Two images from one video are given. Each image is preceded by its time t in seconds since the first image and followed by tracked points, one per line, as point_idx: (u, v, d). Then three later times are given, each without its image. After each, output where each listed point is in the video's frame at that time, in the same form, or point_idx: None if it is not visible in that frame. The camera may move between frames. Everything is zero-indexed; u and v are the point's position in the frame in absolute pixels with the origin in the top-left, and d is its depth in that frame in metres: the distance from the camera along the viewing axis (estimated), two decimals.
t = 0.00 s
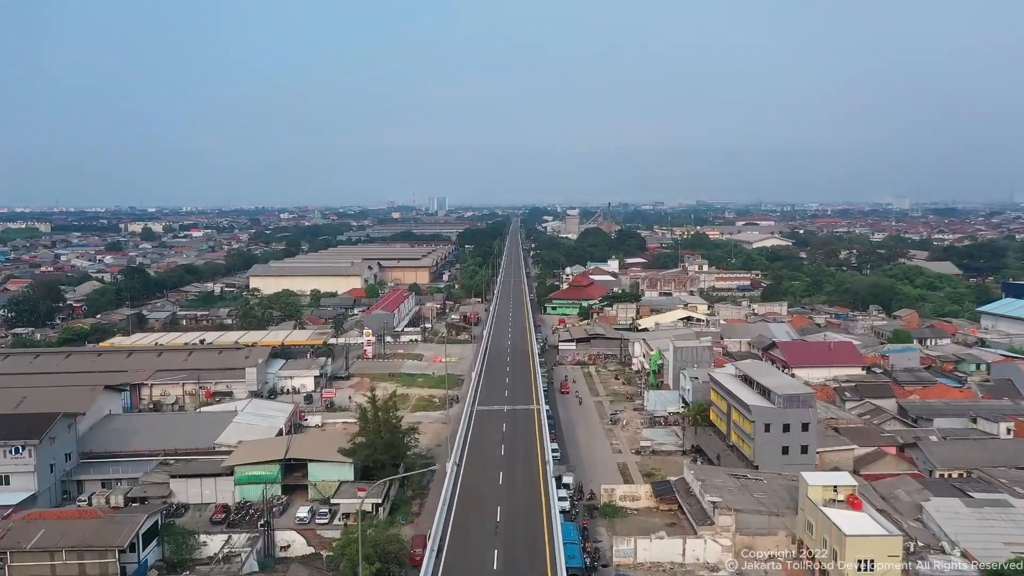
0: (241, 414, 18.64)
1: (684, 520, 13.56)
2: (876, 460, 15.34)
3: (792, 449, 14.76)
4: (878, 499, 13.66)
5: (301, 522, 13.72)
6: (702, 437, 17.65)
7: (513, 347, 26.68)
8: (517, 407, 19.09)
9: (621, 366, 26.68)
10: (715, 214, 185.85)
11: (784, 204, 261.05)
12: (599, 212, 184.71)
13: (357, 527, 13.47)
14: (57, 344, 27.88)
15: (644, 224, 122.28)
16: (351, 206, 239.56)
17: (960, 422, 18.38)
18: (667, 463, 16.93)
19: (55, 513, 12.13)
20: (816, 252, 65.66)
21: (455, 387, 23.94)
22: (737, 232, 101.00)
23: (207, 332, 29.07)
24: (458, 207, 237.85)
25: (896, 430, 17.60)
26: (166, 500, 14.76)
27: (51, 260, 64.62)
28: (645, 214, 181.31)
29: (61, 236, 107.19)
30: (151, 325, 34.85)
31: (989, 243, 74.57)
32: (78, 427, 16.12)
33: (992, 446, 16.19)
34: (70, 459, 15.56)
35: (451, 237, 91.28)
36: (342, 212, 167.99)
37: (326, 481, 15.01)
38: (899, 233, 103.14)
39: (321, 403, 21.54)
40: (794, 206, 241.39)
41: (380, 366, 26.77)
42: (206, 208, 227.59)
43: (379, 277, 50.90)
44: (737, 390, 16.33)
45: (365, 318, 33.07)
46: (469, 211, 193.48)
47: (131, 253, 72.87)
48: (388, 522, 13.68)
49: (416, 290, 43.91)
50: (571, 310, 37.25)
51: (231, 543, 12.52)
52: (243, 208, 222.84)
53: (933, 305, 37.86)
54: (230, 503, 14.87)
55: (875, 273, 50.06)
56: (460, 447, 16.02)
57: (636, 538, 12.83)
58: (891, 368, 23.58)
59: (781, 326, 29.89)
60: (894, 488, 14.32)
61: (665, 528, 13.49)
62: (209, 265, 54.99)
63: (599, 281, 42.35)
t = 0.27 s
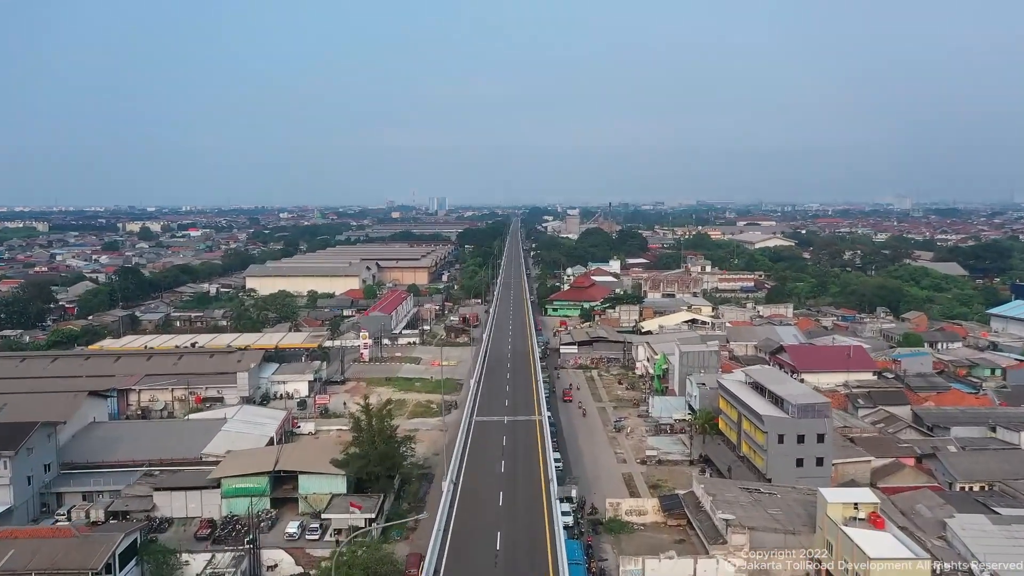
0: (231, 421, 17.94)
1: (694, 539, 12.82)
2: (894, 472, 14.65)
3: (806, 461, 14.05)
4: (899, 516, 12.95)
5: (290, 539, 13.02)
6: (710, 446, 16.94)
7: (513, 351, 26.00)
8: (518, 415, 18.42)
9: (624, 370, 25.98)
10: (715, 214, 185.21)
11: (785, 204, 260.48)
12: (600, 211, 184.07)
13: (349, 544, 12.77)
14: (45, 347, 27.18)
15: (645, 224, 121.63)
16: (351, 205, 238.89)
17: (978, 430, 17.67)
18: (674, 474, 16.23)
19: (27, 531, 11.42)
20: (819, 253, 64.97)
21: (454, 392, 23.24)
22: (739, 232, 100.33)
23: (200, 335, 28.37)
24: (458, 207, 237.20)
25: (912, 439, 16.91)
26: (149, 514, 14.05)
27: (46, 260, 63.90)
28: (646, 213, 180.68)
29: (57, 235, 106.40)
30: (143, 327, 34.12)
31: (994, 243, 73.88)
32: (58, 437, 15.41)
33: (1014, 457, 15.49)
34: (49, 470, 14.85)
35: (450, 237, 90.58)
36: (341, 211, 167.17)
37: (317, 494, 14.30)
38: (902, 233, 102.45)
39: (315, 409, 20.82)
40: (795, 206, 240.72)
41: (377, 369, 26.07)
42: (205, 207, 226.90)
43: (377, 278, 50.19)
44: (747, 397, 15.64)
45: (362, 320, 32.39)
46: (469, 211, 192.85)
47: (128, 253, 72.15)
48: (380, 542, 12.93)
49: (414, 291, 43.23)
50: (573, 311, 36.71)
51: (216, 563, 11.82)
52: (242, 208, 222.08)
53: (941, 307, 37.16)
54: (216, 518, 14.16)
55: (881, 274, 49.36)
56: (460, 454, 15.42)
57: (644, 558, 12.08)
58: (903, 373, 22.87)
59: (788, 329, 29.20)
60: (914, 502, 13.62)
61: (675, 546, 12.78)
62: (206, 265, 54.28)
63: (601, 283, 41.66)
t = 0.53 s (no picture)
0: (219, 430, 17.20)
1: (705, 559, 12.09)
2: (913, 484, 13.98)
3: (822, 474, 13.34)
4: (921, 533, 12.23)
5: (277, 558, 12.31)
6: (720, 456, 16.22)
7: (512, 355, 25.28)
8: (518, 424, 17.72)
9: (627, 375, 25.26)
10: (715, 214, 184.55)
11: (787, 204, 259.47)
12: (600, 211, 183.16)
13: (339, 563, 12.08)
14: (32, 350, 26.46)
15: (646, 224, 120.91)
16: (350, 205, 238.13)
17: (997, 439, 16.94)
18: (682, 486, 15.50)
19: None
20: (823, 252, 64.26)
21: (452, 397, 22.51)
22: (741, 232, 99.64)
23: (192, 338, 27.66)
24: (458, 206, 236.54)
25: (930, 448, 16.18)
26: (130, 530, 13.36)
27: (40, 260, 63.20)
28: (645, 212, 180.04)
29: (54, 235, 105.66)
30: (135, 329, 33.40)
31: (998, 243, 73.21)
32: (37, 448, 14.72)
33: None
34: (27, 484, 14.17)
35: (450, 237, 89.87)
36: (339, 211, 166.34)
37: (307, 509, 13.59)
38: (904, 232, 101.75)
39: (308, 415, 20.06)
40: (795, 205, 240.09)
41: (373, 373, 25.33)
42: (204, 207, 226.20)
43: (375, 279, 49.46)
44: (758, 406, 14.94)
45: (358, 322, 31.66)
46: (469, 211, 192.21)
47: (123, 254, 71.42)
48: (372, 563, 12.20)
49: (412, 292, 42.51)
50: (574, 313, 35.93)
51: None
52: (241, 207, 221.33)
53: (949, 309, 36.45)
54: (200, 534, 13.46)
55: (886, 275, 48.64)
56: (458, 465, 14.74)
57: None
58: (916, 378, 22.14)
59: (794, 331, 28.48)
60: (937, 518, 12.91)
61: (685, 566, 12.08)
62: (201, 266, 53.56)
63: (602, 283, 40.95)
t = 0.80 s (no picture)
0: (206, 440, 16.48)
1: None
2: (934, 498, 13.28)
3: (840, 489, 12.62)
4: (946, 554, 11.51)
5: None
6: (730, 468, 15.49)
7: (512, 360, 24.56)
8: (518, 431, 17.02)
9: (630, 379, 24.55)
10: (716, 214, 183.88)
11: (788, 204, 258.66)
12: (601, 211, 182.39)
13: None
14: (20, 355, 25.78)
15: (647, 224, 120.18)
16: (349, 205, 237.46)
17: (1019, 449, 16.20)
18: (690, 499, 14.79)
19: None
20: (827, 253, 63.49)
21: (450, 403, 21.81)
22: (743, 232, 98.92)
23: (183, 341, 26.98)
24: (458, 206, 235.88)
25: (949, 459, 15.45)
26: (108, 549, 12.66)
27: (36, 261, 62.56)
28: (646, 212, 179.45)
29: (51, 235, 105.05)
30: (128, 331, 32.72)
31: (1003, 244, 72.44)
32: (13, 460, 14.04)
33: None
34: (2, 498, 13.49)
35: (450, 237, 89.19)
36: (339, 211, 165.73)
37: (295, 526, 12.89)
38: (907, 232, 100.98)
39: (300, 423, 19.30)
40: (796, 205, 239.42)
41: (369, 378, 24.60)
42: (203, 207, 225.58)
43: (373, 280, 48.79)
44: (771, 416, 14.22)
45: (354, 325, 30.95)
46: (469, 211, 191.55)
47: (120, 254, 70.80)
48: None
49: (411, 293, 41.82)
50: (575, 315, 35.20)
51: None
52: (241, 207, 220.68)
53: (959, 311, 35.70)
54: (183, 552, 12.76)
55: (892, 276, 47.87)
56: (456, 477, 14.05)
57: None
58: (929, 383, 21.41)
59: (802, 334, 27.76)
60: (961, 535, 12.19)
61: None
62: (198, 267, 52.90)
63: (604, 285, 40.24)
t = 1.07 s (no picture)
0: (192, 450, 15.76)
1: None
2: (958, 514, 12.58)
3: (860, 506, 11.90)
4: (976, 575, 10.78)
5: None
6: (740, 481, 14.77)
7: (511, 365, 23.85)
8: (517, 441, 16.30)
9: (634, 384, 23.84)
10: (716, 214, 183.43)
11: (787, 203, 258.64)
12: (600, 210, 182.06)
13: None
14: (6, 359, 25.08)
15: (648, 224, 119.57)
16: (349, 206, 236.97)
17: None
18: (698, 514, 14.08)
19: None
20: (830, 253, 62.83)
21: (448, 410, 21.09)
22: (744, 232, 98.32)
23: (174, 345, 26.30)
24: (458, 206, 235.36)
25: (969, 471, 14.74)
26: (83, 570, 11.90)
27: (32, 262, 61.95)
28: (646, 212, 178.98)
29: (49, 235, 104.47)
30: (120, 334, 32.07)
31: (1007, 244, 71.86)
32: None
33: None
34: None
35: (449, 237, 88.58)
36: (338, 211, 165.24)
37: (282, 545, 12.16)
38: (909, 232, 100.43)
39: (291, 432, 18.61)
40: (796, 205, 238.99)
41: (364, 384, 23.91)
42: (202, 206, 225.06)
43: (371, 281, 48.09)
44: (785, 427, 13.50)
45: (349, 327, 30.26)
46: (468, 211, 191.08)
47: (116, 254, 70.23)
48: None
49: (409, 295, 41.16)
50: (576, 318, 34.52)
51: None
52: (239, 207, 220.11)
53: (967, 312, 35.03)
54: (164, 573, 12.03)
55: (897, 277, 47.20)
56: (453, 490, 13.32)
57: None
58: (943, 389, 20.69)
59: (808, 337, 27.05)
60: (989, 555, 11.47)
61: None
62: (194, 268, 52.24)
63: (605, 286, 39.58)
